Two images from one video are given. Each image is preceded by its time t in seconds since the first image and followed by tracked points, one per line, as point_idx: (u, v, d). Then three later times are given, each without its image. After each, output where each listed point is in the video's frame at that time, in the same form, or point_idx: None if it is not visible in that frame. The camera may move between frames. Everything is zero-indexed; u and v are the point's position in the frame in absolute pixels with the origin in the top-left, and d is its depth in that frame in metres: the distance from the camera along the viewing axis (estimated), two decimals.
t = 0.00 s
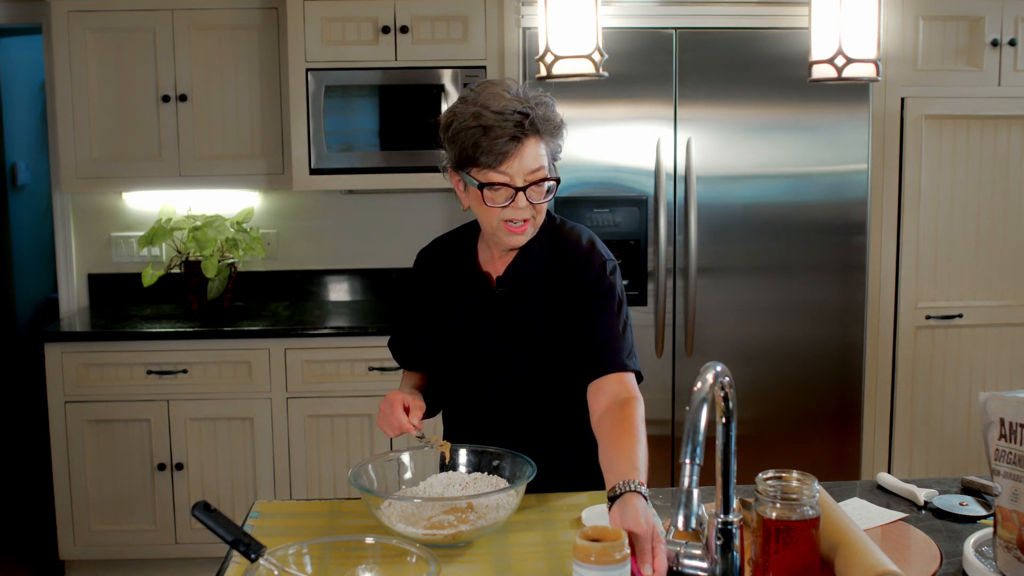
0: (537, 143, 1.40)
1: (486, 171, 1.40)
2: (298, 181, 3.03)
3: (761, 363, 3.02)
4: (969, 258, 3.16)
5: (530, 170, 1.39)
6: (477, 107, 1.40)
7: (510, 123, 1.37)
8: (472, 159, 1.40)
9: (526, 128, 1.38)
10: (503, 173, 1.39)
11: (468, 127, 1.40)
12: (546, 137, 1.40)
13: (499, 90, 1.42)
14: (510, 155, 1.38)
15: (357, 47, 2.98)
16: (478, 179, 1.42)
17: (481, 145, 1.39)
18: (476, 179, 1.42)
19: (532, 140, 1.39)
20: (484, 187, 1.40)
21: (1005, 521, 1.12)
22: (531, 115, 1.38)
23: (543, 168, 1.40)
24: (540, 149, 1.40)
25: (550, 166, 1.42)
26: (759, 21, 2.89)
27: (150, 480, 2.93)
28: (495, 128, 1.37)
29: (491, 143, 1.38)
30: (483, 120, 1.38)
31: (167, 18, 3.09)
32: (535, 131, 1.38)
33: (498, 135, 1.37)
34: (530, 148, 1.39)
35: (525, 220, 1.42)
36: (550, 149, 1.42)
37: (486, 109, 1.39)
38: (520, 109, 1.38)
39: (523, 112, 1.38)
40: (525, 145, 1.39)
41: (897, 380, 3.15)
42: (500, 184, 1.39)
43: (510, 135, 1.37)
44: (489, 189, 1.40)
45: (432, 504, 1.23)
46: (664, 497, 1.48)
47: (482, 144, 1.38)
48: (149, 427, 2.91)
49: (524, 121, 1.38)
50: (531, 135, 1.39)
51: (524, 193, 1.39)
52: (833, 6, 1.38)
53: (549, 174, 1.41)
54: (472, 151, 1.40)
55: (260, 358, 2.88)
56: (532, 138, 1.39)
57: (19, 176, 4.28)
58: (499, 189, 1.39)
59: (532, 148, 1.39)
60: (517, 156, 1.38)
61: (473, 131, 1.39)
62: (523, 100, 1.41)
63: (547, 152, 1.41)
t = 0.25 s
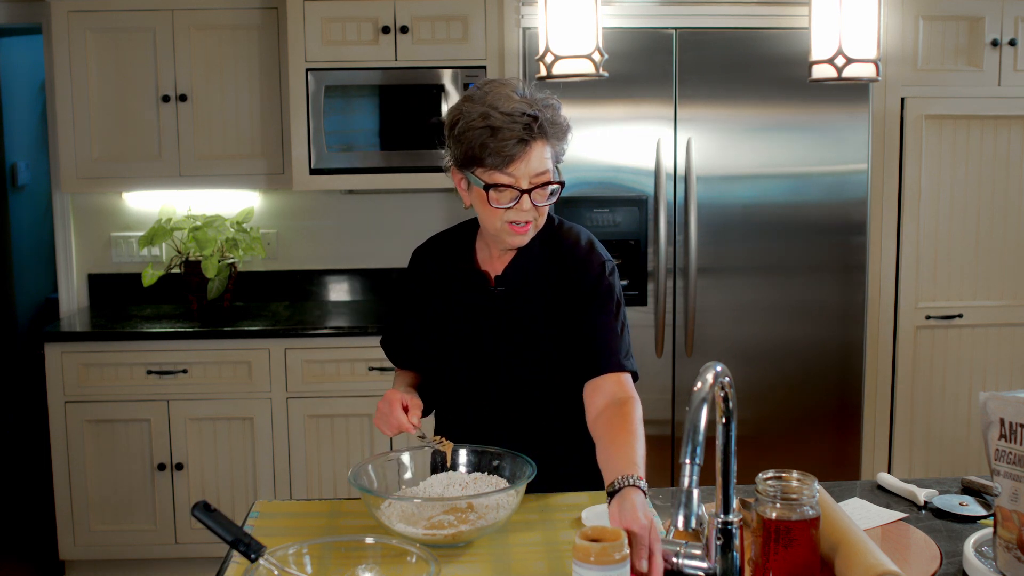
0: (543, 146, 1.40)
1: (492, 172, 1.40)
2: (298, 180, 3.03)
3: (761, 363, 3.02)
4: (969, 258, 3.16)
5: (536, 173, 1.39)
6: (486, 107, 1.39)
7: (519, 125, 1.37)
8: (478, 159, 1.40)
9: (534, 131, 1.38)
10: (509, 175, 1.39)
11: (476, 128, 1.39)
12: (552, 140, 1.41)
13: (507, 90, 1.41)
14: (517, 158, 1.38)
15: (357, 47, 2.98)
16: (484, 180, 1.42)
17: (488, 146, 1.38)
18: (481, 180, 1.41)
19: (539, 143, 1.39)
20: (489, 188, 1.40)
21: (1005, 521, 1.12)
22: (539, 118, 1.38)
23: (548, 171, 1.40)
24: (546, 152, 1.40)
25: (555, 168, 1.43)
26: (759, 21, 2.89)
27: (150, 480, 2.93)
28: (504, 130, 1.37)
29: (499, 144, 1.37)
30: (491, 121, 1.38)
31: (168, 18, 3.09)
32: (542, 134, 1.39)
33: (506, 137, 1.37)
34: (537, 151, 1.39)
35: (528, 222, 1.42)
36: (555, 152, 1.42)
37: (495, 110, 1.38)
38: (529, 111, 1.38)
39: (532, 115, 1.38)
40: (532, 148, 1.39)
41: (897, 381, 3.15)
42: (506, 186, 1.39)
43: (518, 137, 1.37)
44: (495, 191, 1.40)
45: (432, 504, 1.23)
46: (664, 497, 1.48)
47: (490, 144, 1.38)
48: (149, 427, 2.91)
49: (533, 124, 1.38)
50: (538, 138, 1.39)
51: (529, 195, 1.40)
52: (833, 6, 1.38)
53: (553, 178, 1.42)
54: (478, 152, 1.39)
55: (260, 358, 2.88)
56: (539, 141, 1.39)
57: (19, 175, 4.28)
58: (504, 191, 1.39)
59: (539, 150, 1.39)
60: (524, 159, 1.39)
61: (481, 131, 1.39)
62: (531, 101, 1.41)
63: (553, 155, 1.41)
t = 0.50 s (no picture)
0: (542, 144, 1.40)
1: (490, 169, 1.40)
2: (298, 180, 3.03)
3: (761, 363, 3.02)
4: (969, 258, 3.16)
5: (534, 170, 1.40)
6: (485, 104, 1.39)
7: (518, 123, 1.37)
8: (478, 156, 1.40)
9: (534, 128, 1.38)
10: (508, 172, 1.39)
11: (476, 125, 1.39)
12: (551, 138, 1.41)
13: (507, 88, 1.41)
14: (516, 155, 1.38)
15: (357, 47, 2.98)
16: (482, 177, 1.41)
17: (488, 143, 1.38)
18: (480, 177, 1.41)
19: (538, 141, 1.39)
20: (487, 185, 1.40)
21: (1004, 521, 1.12)
22: (539, 117, 1.38)
23: (546, 169, 1.40)
24: (545, 149, 1.40)
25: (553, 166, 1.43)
26: (759, 21, 2.89)
27: (150, 480, 2.93)
28: (503, 128, 1.37)
29: (498, 142, 1.37)
30: (491, 119, 1.38)
31: (167, 18, 3.09)
32: (542, 132, 1.39)
33: (506, 135, 1.37)
34: (536, 149, 1.39)
35: (524, 219, 1.43)
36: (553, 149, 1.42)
37: (495, 108, 1.38)
38: (529, 109, 1.38)
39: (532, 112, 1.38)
40: (531, 146, 1.39)
41: (897, 380, 3.15)
42: (504, 183, 1.39)
43: (517, 135, 1.37)
44: (493, 188, 1.40)
45: (432, 504, 1.23)
46: (663, 497, 1.48)
47: (489, 142, 1.38)
48: (149, 427, 2.91)
49: (533, 122, 1.38)
50: (537, 136, 1.39)
51: (527, 193, 1.40)
52: (833, 5, 1.38)
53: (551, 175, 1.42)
54: (477, 149, 1.39)
55: (260, 358, 2.88)
56: (539, 139, 1.39)
57: (19, 176, 4.28)
58: (502, 188, 1.39)
59: (538, 149, 1.40)
60: (522, 157, 1.39)
61: (480, 129, 1.39)
62: (530, 99, 1.41)
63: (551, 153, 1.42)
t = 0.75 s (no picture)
0: (539, 140, 1.40)
1: (487, 162, 1.39)
2: (298, 180, 3.03)
3: (761, 363, 3.02)
4: (969, 258, 3.16)
5: (531, 165, 1.40)
6: (484, 97, 1.39)
7: (517, 117, 1.37)
8: (474, 148, 1.39)
9: (532, 123, 1.38)
10: (504, 165, 1.39)
11: (474, 117, 1.39)
12: (547, 134, 1.41)
13: (505, 84, 1.42)
14: (513, 149, 1.38)
15: (357, 47, 2.98)
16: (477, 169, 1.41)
17: (485, 136, 1.38)
18: (476, 169, 1.41)
19: (535, 136, 1.40)
20: (484, 177, 1.40)
21: (1004, 521, 1.12)
22: (537, 112, 1.38)
23: (542, 164, 1.41)
24: (541, 145, 1.41)
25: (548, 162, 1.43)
26: (759, 21, 2.89)
27: (150, 479, 2.93)
28: (502, 120, 1.37)
29: (496, 134, 1.37)
30: (490, 111, 1.38)
31: (167, 18, 3.09)
32: (539, 128, 1.39)
33: (504, 127, 1.37)
34: (533, 144, 1.40)
35: (519, 213, 1.42)
36: (549, 146, 1.43)
37: (494, 101, 1.38)
38: (527, 104, 1.39)
39: (530, 108, 1.38)
40: (528, 140, 1.39)
41: (897, 380, 3.15)
42: (500, 175, 1.39)
43: (515, 129, 1.38)
44: (489, 180, 1.40)
45: (432, 504, 1.23)
46: (663, 497, 1.48)
47: (487, 134, 1.38)
48: (149, 427, 2.91)
49: (531, 117, 1.38)
50: (534, 131, 1.39)
51: (523, 186, 1.40)
52: (833, 6, 1.38)
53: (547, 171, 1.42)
54: (475, 141, 1.39)
55: (261, 358, 2.88)
56: (536, 134, 1.40)
57: (19, 176, 4.28)
58: (498, 180, 1.39)
59: (535, 143, 1.40)
60: (519, 150, 1.39)
61: (479, 120, 1.38)
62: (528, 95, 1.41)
63: (547, 149, 1.42)
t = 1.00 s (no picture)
0: (545, 134, 1.42)
1: (497, 150, 1.39)
2: (298, 180, 3.03)
3: (761, 363, 3.02)
4: (969, 258, 3.16)
5: (539, 157, 1.41)
6: (495, 87, 1.40)
7: (529, 108, 1.39)
8: (484, 137, 1.39)
9: (541, 116, 1.40)
10: (515, 154, 1.39)
11: (485, 106, 1.39)
12: (552, 130, 1.43)
13: (512, 78, 1.43)
14: (524, 138, 1.39)
15: (357, 47, 2.98)
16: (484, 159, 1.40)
17: (496, 125, 1.38)
18: (487, 157, 1.40)
19: (543, 129, 1.41)
20: (496, 164, 1.39)
21: (1005, 521, 1.12)
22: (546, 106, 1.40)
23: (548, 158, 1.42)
24: (547, 139, 1.42)
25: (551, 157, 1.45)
26: (759, 21, 2.89)
27: (150, 480, 2.93)
28: (515, 110, 1.38)
29: (510, 122, 1.38)
30: (502, 101, 1.38)
31: (167, 18, 3.09)
32: (547, 122, 1.41)
33: (518, 117, 1.38)
34: (541, 137, 1.41)
35: (524, 204, 1.42)
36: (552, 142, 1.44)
37: (506, 91, 1.39)
38: (537, 98, 1.40)
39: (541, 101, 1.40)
40: (538, 132, 1.40)
41: (897, 380, 3.15)
42: (512, 164, 1.39)
43: (528, 119, 1.38)
44: (501, 168, 1.39)
45: (432, 504, 1.23)
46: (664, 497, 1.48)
47: (498, 123, 1.38)
48: (149, 427, 2.91)
49: (541, 110, 1.40)
50: (543, 125, 1.41)
51: (532, 177, 1.40)
52: (833, 6, 1.38)
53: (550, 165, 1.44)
54: (487, 128, 1.38)
55: (261, 358, 2.88)
56: (544, 128, 1.41)
57: (19, 176, 4.28)
58: (509, 168, 1.39)
59: (543, 137, 1.41)
60: (530, 141, 1.40)
61: (492, 108, 1.38)
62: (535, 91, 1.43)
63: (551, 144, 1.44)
